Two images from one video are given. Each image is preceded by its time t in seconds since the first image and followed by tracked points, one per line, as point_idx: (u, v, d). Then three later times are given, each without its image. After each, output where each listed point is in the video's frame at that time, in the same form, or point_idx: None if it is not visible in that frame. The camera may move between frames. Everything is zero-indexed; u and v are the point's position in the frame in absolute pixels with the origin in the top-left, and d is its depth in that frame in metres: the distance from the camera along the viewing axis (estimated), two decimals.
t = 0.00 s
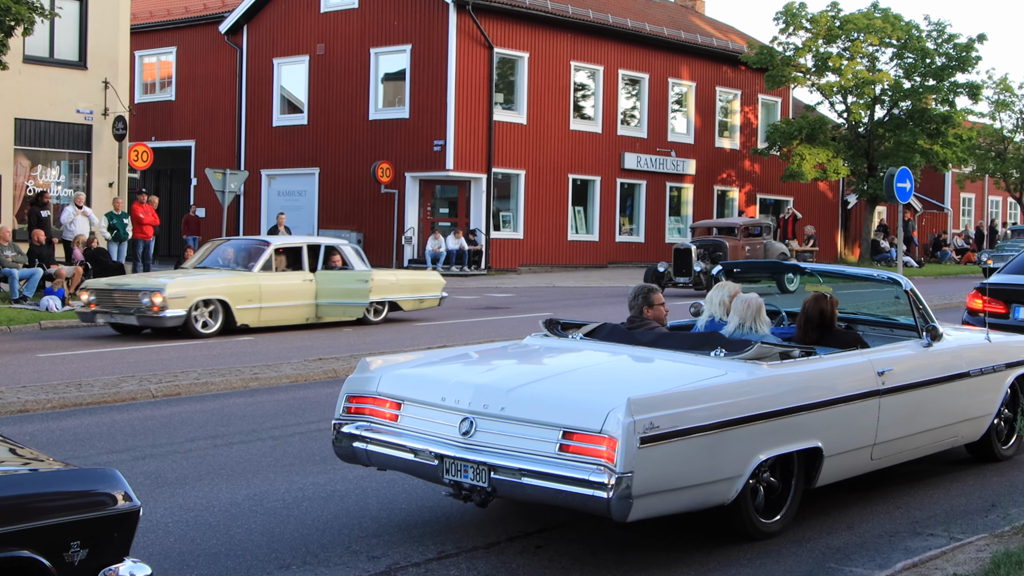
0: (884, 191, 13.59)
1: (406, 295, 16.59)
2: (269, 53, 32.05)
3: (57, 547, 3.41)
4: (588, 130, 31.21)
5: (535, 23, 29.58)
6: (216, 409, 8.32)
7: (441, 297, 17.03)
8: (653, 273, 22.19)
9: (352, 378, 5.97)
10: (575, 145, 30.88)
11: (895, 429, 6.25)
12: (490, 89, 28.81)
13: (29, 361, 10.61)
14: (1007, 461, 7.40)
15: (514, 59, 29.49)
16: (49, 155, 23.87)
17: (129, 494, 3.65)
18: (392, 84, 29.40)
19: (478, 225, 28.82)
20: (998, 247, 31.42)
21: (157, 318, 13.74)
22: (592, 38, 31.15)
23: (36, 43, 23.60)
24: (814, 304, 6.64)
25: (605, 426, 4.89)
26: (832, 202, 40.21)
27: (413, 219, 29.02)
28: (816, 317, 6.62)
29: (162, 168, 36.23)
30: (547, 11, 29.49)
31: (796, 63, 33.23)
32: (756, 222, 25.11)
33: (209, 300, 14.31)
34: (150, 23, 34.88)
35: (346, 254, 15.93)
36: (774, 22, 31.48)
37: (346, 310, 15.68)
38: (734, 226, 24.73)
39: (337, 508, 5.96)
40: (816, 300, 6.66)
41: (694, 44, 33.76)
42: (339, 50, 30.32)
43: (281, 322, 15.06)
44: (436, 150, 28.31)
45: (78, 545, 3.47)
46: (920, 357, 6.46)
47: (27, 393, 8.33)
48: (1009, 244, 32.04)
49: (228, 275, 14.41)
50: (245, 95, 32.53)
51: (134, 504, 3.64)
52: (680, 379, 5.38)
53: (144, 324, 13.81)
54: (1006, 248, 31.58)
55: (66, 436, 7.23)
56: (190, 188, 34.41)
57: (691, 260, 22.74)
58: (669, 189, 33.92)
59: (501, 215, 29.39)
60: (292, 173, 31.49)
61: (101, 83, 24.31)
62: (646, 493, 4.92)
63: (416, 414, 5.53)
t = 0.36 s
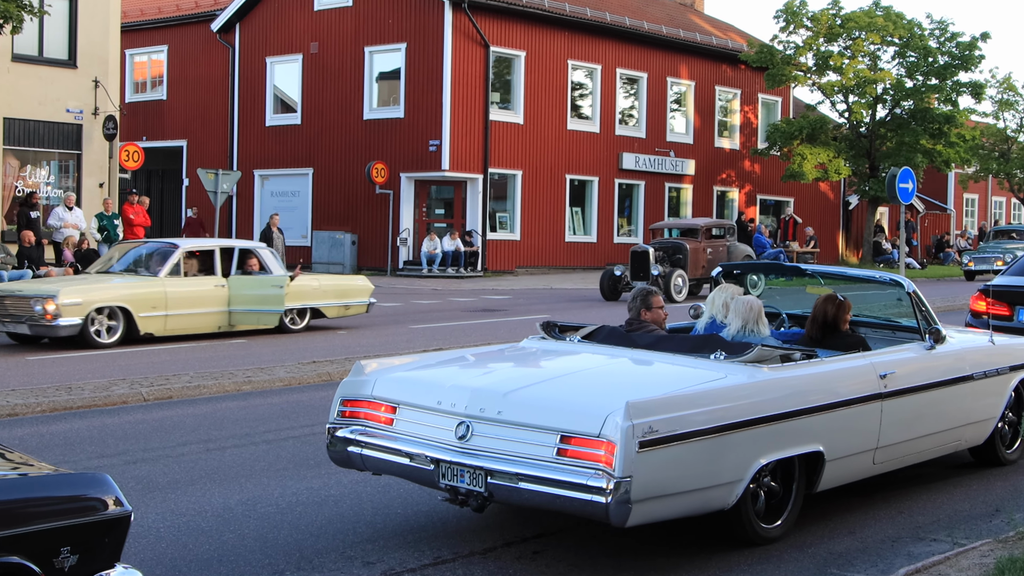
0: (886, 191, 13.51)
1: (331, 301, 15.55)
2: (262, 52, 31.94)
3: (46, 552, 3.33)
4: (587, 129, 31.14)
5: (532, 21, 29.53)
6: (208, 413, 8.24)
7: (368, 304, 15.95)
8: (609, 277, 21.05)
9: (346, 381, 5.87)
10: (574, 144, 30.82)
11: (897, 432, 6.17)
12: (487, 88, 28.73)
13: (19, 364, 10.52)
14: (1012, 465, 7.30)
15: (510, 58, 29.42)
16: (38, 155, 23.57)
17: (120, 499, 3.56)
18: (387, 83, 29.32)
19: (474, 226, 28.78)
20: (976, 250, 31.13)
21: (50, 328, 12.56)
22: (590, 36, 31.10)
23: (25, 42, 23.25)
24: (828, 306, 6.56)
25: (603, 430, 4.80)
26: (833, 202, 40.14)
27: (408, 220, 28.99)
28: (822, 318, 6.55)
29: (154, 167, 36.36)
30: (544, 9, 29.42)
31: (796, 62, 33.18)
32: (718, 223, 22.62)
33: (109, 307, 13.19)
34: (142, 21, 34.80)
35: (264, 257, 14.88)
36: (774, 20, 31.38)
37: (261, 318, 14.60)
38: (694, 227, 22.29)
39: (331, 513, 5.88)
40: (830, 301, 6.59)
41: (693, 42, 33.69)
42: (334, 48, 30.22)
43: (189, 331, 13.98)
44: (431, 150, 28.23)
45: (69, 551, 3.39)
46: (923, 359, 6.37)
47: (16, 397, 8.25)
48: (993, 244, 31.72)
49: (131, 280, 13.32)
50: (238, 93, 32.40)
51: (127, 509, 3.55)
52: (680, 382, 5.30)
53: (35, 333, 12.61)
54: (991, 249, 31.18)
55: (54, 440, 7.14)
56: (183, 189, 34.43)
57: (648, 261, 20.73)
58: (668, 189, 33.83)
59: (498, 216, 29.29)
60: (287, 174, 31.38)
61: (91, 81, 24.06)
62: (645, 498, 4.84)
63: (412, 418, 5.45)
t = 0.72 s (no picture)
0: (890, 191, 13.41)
1: (245, 308, 14.56)
2: (257, 49, 31.81)
3: (36, 560, 3.27)
4: (586, 128, 31.05)
5: (530, 18, 29.48)
6: (201, 417, 8.14)
7: (286, 311, 14.92)
8: (564, 281, 20.19)
9: (342, 385, 5.77)
10: (573, 144, 30.75)
11: (902, 437, 6.07)
12: (484, 87, 28.67)
13: (10, 368, 10.41)
14: (1019, 470, 7.20)
15: (508, 56, 29.36)
16: (28, 155, 22.12)
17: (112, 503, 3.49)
18: (383, 81, 29.21)
19: (472, 228, 28.74)
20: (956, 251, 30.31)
21: None
22: (590, 34, 31.01)
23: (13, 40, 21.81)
24: (839, 307, 6.47)
25: (603, 434, 4.71)
26: (836, 203, 40.06)
27: (404, 221, 28.70)
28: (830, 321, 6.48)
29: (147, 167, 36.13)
30: (543, 6, 29.35)
31: (799, 60, 33.14)
32: (680, 224, 21.65)
33: None
34: (133, 18, 34.24)
35: (170, 261, 13.90)
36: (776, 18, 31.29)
37: (164, 327, 13.63)
38: (653, 229, 21.28)
39: (327, 519, 5.78)
40: (842, 303, 6.49)
41: (695, 40, 33.61)
42: (329, 45, 30.08)
43: (85, 342, 13.04)
44: (428, 149, 28.17)
45: (59, 558, 3.32)
46: (928, 362, 6.27)
47: (5, 401, 8.15)
48: (973, 244, 30.97)
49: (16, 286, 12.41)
50: (231, 91, 32.24)
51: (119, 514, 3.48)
52: (681, 386, 5.20)
53: None
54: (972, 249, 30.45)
55: (43, 445, 7.05)
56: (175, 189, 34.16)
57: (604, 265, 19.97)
58: (669, 189, 33.74)
59: (497, 216, 29.23)
60: (281, 174, 31.23)
61: (83, 80, 22.58)
62: (645, 503, 4.74)
63: (409, 422, 5.35)
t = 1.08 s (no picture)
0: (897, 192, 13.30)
1: (147, 317, 13.51)
2: (251, 47, 31.65)
3: (27, 568, 3.31)
4: (586, 127, 30.93)
5: (528, 15, 29.38)
6: (194, 422, 8.04)
7: (194, 319, 13.92)
8: (515, 286, 19.11)
9: (338, 389, 5.65)
10: (574, 143, 30.66)
11: (910, 441, 5.95)
12: (483, 85, 28.56)
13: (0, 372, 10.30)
14: None
15: (507, 54, 29.26)
16: (18, 155, 21.74)
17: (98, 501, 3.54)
18: (380, 80, 29.08)
19: (471, 228, 28.67)
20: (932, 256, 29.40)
21: None
22: (590, 31, 30.90)
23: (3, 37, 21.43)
24: (846, 310, 6.36)
25: (604, 439, 4.60)
26: (842, 203, 39.91)
27: (402, 221, 28.62)
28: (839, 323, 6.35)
29: (138, 167, 35.84)
30: (543, 3, 29.25)
31: (804, 57, 32.96)
32: (640, 225, 20.06)
33: None
34: (126, 15, 34.07)
35: (64, 266, 12.94)
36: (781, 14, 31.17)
37: (55, 338, 12.48)
38: (609, 228, 19.69)
39: (323, 525, 5.68)
40: (848, 305, 6.38)
41: (697, 37, 33.46)
42: (325, 41, 29.92)
43: None
44: (426, 149, 28.09)
45: (49, 566, 3.37)
46: (936, 366, 6.15)
47: None
48: (952, 245, 29.93)
49: None
50: (225, 89, 32.08)
51: (109, 522, 3.53)
52: (684, 389, 5.09)
53: None
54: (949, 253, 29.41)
55: (34, 450, 6.96)
56: (168, 189, 33.95)
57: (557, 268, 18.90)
58: (671, 189, 33.64)
59: (495, 217, 29.15)
60: (274, 174, 31.09)
61: (73, 78, 22.25)
62: (647, 509, 4.63)
63: (406, 427, 5.23)
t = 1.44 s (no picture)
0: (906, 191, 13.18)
1: (34, 325, 12.03)
2: (247, 44, 31.55)
3: None
4: (588, 125, 30.83)
5: (530, 12, 29.32)
6: (190, 426, 7.94)
7: (89, 328, 12.44)
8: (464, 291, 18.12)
9: (337, 393, 5.54)
10: (576, 141, 30.56)
11: (919, 445, 5.83)
12: (484, 83, 28.46)
13: None
14: None
15: (509, 51, 29.17)
16: (8, 154, 21.60)
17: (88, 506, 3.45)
18: (378, 77, 28.95)
19: (471, 228, 28.57)
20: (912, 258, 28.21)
21: None
22: (593, 28, 30.80)
23: None
24: (852, 310, 6.25)
25: (608, 444, 4.49)
26: (850, 202, 39.74)
27: (402, 221, 28.55)
28: (847, 325, 6.24)
29: (132, 167, 35.59)
30: None
31: (811, 54, 32.79)
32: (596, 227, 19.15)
33: None
34: (118, 12, 33.85)
35: None
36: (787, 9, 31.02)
37: None
38: (563, 230, 18.72)
39: (321, 532, 5.57)
40: (853, 306, 6.27)
41: (701, 34, 33.34)
42: (323, 38, 29.81)
43: None
44: (425, 147, 27.97)
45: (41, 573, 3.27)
46: (945, 368, 6.04)
47: None
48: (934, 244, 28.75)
49: None
50: (220, 85, 31.90)
51: (103, 529, 3.44)
52: (689, 392, 4.97)
53: None
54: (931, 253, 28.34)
55: (25, 454, 6.87)
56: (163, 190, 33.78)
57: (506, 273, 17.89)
58: (675, 188, 33.53)
59: (496, 217, 29.10)
60: (271, 174, 30.97)
61: (65, 76, 22.03)
62: (652, 515, 4.52)
63: (406, 431, 5.12)
